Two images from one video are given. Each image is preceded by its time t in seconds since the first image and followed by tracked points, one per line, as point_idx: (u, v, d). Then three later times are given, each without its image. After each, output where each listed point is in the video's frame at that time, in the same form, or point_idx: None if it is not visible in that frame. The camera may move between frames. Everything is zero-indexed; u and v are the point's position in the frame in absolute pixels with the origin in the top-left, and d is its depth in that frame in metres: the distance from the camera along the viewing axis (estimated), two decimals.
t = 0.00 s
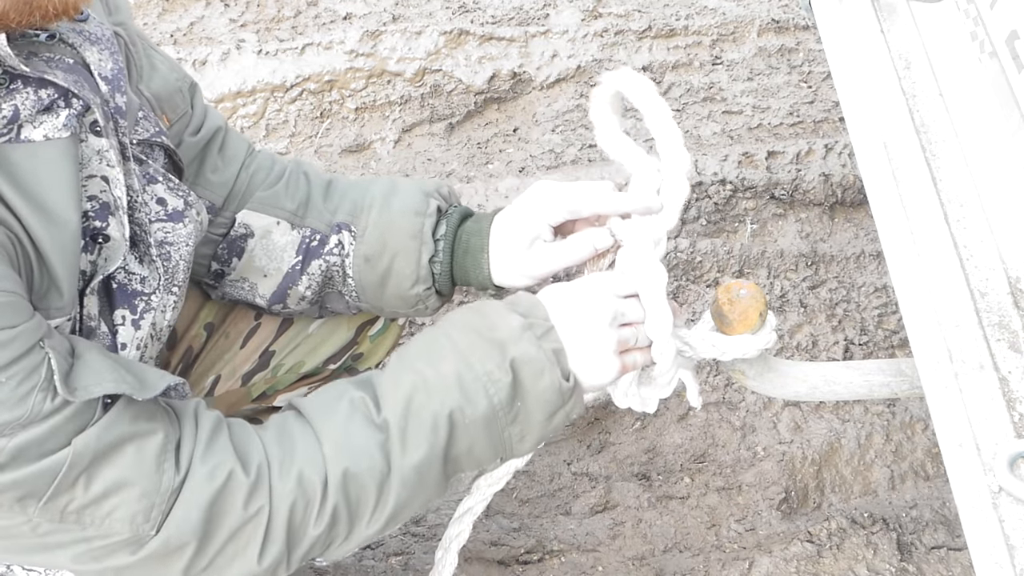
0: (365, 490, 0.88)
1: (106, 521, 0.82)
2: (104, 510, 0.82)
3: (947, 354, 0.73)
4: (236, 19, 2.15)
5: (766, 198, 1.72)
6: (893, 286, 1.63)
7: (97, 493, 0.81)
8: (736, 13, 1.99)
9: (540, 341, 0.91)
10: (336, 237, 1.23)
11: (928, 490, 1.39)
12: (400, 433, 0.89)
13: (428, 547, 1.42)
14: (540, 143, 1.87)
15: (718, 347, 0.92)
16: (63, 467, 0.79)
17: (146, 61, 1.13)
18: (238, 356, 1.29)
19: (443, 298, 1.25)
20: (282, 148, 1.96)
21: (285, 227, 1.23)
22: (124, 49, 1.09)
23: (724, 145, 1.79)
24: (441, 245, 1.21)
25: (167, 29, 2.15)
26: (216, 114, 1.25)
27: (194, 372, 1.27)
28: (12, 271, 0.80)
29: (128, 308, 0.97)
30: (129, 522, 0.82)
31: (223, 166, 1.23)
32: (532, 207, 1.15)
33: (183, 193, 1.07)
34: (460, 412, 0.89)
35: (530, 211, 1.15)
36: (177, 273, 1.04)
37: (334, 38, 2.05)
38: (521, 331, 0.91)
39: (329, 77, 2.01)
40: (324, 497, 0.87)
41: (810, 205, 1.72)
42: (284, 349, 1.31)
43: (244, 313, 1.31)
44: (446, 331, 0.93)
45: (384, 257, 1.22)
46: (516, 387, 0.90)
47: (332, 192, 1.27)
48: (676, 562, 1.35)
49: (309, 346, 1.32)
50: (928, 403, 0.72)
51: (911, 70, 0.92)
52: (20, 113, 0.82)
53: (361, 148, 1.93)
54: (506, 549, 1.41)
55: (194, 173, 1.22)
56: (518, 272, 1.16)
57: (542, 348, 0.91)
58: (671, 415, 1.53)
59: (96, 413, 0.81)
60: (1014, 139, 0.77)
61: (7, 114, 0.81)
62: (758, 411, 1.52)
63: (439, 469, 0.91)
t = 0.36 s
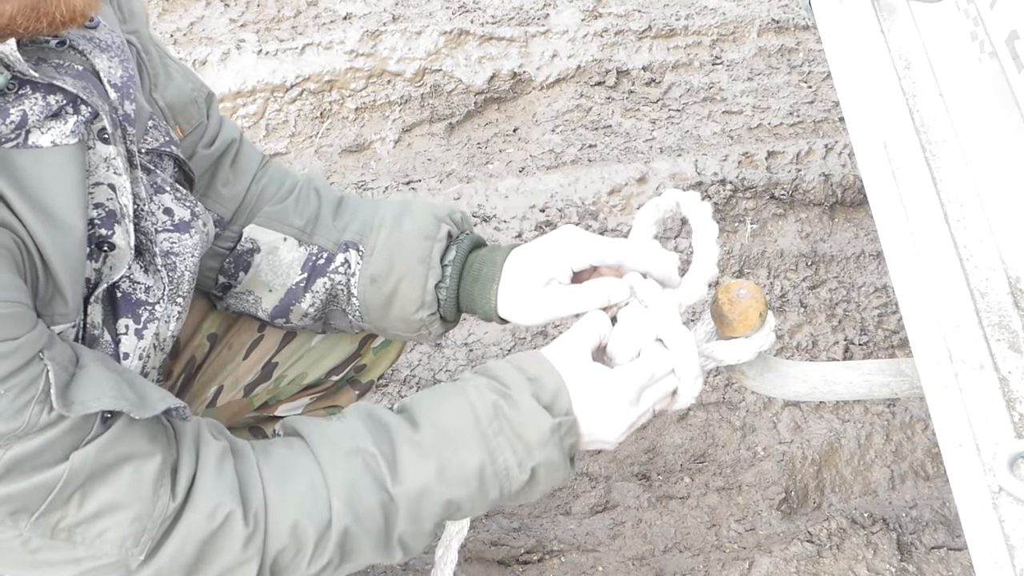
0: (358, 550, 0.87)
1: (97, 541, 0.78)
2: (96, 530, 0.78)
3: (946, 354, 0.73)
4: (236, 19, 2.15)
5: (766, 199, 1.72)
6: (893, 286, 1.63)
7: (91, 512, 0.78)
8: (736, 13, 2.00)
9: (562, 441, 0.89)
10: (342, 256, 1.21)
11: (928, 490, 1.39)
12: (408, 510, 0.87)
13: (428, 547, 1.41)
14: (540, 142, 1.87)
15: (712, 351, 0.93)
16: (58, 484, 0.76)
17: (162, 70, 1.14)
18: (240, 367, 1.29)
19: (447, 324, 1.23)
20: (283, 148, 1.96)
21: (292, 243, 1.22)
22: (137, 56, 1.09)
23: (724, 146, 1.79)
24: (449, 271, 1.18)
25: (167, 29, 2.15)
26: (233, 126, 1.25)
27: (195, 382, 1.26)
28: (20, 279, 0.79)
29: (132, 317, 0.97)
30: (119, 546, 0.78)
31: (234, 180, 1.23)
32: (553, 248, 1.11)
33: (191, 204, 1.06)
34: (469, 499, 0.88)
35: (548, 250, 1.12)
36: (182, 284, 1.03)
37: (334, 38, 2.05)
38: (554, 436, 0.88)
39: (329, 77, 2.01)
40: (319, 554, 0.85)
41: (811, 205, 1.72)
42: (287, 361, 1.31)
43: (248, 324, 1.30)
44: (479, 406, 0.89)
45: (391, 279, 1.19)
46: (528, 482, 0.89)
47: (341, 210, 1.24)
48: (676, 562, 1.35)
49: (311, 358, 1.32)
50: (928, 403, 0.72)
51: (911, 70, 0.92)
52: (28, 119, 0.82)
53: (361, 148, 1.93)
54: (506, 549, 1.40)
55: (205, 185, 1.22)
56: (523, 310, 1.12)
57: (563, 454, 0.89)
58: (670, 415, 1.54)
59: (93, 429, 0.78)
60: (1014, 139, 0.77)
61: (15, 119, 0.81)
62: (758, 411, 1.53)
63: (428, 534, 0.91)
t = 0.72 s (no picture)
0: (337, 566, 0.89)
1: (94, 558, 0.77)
2: (93, 547, 0.77)
3: (946, 354, 0.73)
4: (236, 19, 2.15)
5: (766, 199, 1.72)
6: (893, 286, 1.63)
7: (89, 530, 0.77)
8: (736, 13, 2.00)
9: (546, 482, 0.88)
10: (354, 239, 1.21)
11: (928, 490, 1.39)
12: (389, 539, 0.88)
13: (427, 547, 1.41)
14: (540, 143, 1.86)
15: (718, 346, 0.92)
16: (61, 500, 0.75)
17: (170, 73, 1.15)
18: (240, 372, 1.28)
19: (457, 311, 1.20)
20: (282, 147, 1.96)
21: (299, 236, 1.22)
22: (144, 61, 1.09)
23: (724, 146, 1.79)
24: (463, 251, 1.16)
25: (166, 29, 2.15)
26: (237, 131, 1.26)
27: (195, 388, 1.26)
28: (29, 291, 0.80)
29: (136, 322, 0.97)
30: (116, 563, 0.77)
31: (241, 181, 1.23)
32: (568, 229, 1.12)
33: (196, 210, 1.07)
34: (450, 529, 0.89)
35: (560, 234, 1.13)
36: (188, 290, 1.04)
37: (334, 38, 2.06)
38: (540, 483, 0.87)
39: (329, 77, 2.01)
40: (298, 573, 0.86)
41: (811, 205, 1.72)
42: (287, 367, 1.29)
43: (248, 329, 1.29)
44: (469, 450, 0.86)
45: (403, 260, 1.17)
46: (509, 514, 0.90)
47: (349, 205, 1.25)
48: (676, 562, 1.35)
49: (312, 363, 1.31)
50: (928, 403, 0.72)
51: (911, 70, 0.92)
52: (37, 127, 0.82)
53: (361, 148, 1.93)
54: (506, 550, 1.40)
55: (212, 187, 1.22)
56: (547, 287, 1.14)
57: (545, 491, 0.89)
58: (671, 415, 1.54)
59: (90, 445, 0.77)
60: (1014, 139, 0.77)
61: (25, 127, 0.81)
62: (758, 411, 1.53)
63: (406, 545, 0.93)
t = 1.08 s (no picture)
0: None
1: (86, 558, 0.77)
2: (85, 547, 0.77)
3: (946, 354, 0.73)
4: (236, 19, 2.15)
5: (765, 199, 1.72)
6: (892, 286, 1.63)
7: (79, 529, 0.77)
8: (736, 13, 2.00)
9: (579, 497, 0.89)
10: (354, 211, 1.21)
11: (928, 490, 1.40)
12: (415, 557, 0.87)
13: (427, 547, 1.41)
14: (540, 143, 1.86)
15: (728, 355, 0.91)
16: (47, 499, 0.75)
17: (172, 61, 1.14)
18: (239, 358, 1.28)
19: (456, 282, 1.20)
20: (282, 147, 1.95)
21: (300, 209, 1.23)
22: (149, 51, 1.10)
23: (724, 146, 1.79)
24: (461, 221, 1.17)
25: (166, 29, 2.15)
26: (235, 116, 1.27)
27: (194, 375, 1.27)
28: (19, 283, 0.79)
29: (140, 313, 0.97)
30: (106, 565, 0.76)
31: (243, 161, 1.24)
32: (560, 219, 1.11)
33: (197, 200, 1.07)
34: (477, 550, 0.88)
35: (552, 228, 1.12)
36: (190, 279, 1.04)
37: (334, 38, 2.06)
38: (570, 492, 0.87)
39: (329, 77, 2.01)
40: None
41: (810, 205, 1.72)
42: (285, 352, 1.30)
43: (247, 315, 1.29)
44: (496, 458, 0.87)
45: (404, 229, 1.18)
46: (538, 535, 0.89)
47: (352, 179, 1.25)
48: (677, 562, 1.35)
49: (309, 350, 1.31)
50: (928, 403, 0.72)
51: (911, 70, 0.92)
52: (31, 116, 0.82)
53: (361, 148, 1.92)
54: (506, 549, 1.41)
55: (215, 170, 1.22)
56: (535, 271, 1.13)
57: (579, 506, 0.88)
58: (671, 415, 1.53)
59: (83, 445, 0.77)
60: (1014, 139, 0.77)
61: (19, 116, 0.81)
62: (758, 411, 1.52)
63: None
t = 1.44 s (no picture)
0: None
1: (90, 538, 0.78)
2: (89, 527, 0.78)
3: (946, 354, 0.73)
4: (236, 19, 2.15)
5: (765, 198, 1.72)
6: (893, 286, 1.63)
7: (83, 509, 0.77)
8: (736, 13, 2.00)
9: (593, 508, 0.88)
10: (369, 185, 1.22)
11: (928, 490, 1.40)
12: (424, 557, 0.87)
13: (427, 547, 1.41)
14: (540, 142, 1.86)
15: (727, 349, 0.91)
16: (51, 479, 0.76)
17: (171, 58, 1.16)
18: (238, 359, 1.28)
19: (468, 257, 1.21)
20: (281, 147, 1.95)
21: (312, 192, 1.23)
22: (148, 47, 1.12)
23: (724, 146, 1.79)
24: (476, 197, 1.20)
25: (166, 29, 2.15)
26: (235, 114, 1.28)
27: (194, 375, 1.27)
28: (18, 269, 0.79)
29: (131, 307, 0.97)
30: (111, 545, 0.77)
31: (246, 152, 1.25)
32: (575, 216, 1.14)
33: (190, 195, 1.07)
34: (487, 554, 0.87)
35: (567, 214, 1.15)
36: (182, 275, 1.04)
37: (334, 38, 2.06)
38: (584, 504, 0.87)
39: (329, 77, 2.01)
40: None
41: (810, 205, 1.72)
42: (284, 353, 1.30)
43: (247, 315, 1.29)
44: (513, 463, 0.87)
45: (421, 201, 1.19)
46: (548, 543, 0.89)
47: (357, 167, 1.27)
48: (676, 562, 1.35)
49: (309, 351, 1.31)
50: (928, 403, 0.72)
51: (911, 70, 0.92)
52: (26, 106, 0.82)
53: (361, 148, 1.92)
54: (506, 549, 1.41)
55: (218, 162, 1.23)
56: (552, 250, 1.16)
57: (592, 515, 0.88)
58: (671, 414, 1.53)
59: (87, 425, 0.78)
60: (1014, 139, 0.77)
61: (13, 106, 0.81)
62: (758, 411, 1.52)
63: None
